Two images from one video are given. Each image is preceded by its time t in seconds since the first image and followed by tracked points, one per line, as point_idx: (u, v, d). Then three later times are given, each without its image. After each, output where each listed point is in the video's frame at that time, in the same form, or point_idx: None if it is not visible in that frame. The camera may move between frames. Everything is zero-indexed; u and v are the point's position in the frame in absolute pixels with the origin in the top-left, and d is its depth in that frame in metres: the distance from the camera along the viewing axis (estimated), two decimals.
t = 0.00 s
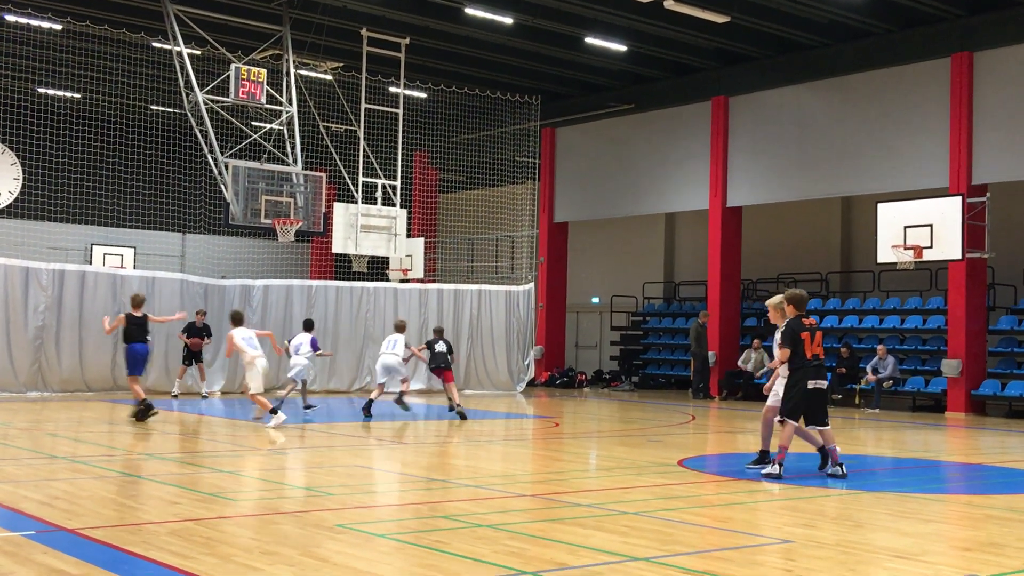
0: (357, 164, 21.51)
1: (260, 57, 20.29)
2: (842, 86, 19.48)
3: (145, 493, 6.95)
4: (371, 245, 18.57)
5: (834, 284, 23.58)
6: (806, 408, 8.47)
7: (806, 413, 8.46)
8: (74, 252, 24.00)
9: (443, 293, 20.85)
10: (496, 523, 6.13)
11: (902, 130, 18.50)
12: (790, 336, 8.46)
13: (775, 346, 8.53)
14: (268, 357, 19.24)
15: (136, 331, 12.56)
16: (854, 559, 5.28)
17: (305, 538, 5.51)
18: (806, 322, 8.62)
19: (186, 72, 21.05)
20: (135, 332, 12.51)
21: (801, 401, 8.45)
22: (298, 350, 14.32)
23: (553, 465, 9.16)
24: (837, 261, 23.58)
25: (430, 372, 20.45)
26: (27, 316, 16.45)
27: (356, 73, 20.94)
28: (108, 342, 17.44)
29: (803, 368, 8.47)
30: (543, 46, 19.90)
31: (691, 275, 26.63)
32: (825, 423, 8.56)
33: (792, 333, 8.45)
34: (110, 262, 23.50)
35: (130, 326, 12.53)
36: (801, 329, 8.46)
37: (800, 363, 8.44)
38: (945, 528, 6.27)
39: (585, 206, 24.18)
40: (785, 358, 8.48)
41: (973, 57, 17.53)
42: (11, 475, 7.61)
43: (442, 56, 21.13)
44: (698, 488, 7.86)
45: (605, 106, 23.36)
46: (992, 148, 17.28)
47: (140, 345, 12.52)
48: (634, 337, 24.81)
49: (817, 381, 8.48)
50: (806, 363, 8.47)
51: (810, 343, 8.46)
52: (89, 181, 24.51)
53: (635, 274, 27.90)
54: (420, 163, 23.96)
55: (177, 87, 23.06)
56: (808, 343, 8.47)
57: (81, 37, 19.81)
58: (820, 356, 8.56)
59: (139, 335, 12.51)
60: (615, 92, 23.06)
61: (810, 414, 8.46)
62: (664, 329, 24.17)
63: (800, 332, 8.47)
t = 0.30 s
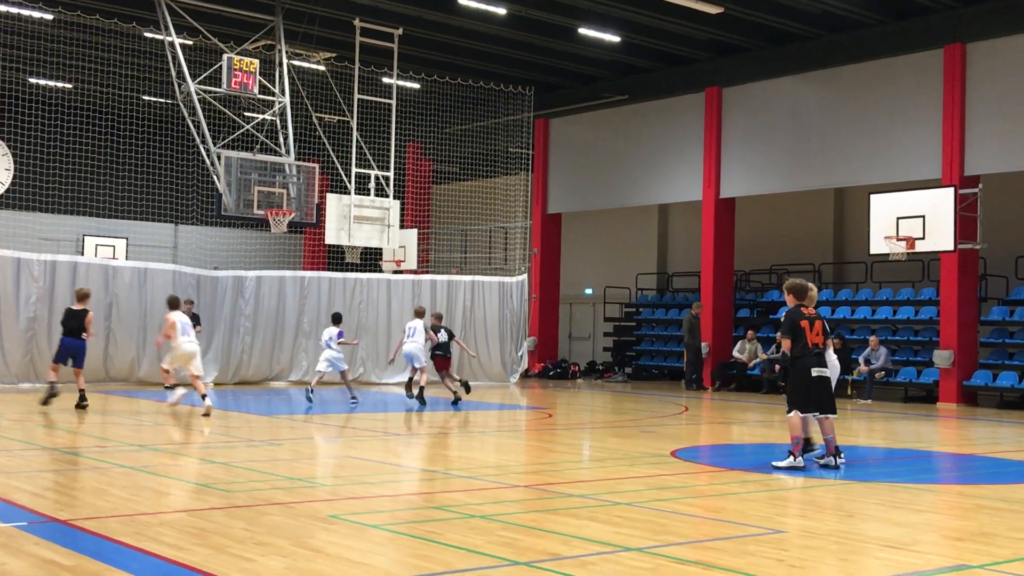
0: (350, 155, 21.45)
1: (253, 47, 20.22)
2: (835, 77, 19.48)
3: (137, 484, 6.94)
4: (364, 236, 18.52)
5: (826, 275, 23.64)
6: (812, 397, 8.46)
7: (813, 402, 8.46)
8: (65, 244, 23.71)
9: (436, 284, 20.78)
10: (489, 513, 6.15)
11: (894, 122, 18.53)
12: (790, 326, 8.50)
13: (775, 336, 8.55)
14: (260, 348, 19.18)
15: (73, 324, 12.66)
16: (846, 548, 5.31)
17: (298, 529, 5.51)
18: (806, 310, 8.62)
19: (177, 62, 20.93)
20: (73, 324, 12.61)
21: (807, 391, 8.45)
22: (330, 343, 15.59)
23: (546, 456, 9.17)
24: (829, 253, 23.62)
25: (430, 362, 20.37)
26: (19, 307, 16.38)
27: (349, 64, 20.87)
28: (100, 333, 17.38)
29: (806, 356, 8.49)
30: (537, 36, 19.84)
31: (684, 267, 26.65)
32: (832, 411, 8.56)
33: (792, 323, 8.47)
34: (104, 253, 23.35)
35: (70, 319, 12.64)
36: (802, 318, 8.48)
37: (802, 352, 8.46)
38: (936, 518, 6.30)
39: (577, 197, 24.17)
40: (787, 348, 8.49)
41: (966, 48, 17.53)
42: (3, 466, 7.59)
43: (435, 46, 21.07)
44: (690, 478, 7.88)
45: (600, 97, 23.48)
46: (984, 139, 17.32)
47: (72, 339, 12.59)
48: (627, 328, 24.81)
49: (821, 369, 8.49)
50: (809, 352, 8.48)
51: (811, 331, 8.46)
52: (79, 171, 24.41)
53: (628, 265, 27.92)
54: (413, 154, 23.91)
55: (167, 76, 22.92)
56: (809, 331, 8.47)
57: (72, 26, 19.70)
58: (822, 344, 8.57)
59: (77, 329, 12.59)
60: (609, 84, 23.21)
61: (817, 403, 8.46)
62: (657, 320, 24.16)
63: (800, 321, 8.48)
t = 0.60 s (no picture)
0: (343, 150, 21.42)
1: (245, 41, 20.17)
2: (828, 72, 19.49)
3: (129, 479, 6.93)
4: (357, 231, 18.50)
5: (818, 269, 23.71)
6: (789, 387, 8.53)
7: (791, 392, 8.53)
8: (58, 238, 24.02)
9: (429, 279, 20.80)
10: (483, 508, 6.15)
11: (887, 116, 18.55)
12: (768, 314, 8.54)
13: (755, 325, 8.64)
14: (253, 344, 19.15)
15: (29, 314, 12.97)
16: (839, 542, 5.32)
17: (291, 524, 5.51)
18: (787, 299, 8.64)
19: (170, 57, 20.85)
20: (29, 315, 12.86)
21: (785, 379, 8.52)
22: (338, 338, 15.93)
23: (539, 450, 9.18)
24: (821, 247, 23.67)
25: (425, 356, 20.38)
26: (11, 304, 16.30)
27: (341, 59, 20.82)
28: (92, 330, 17.32)
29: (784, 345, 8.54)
30: (529, 31, 19.82)
31: (677, 261, 26.70)
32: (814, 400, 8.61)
33: (770, 313, 8.51)
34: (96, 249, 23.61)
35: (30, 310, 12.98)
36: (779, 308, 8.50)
37: (780, 341, 8.53)
38: (928, 512, 6.33)
39: (571, 192, 24.17)
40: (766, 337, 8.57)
41: (958, 43, 17.57)
42: None
43: (429, 41, 21.04)
44: (683, 473, 7.90)
45: (596, 91, 23.24)
46: (977, 133, 17.35)
47: (26, 331, 12.88)
48: (620, 323, 24.86)
49: (801, 359, 8.52)
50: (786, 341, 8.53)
51: (788, 319, 8.50)
52: (72, 167, 24.33)
53: (621, 260, 27.95)
54: (406, 149, 23.90)
55: (160, 71, 22.72)
56: (786, 320, 8.52)
57: (64, 21, 19.60)
58: (803, 332, 8.58)
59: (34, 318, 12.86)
60: (601, 78, 23.10)
61: (794, 392, 8.53)
62: (650, 314, 24.19)
63: (778, 311, 8.51)
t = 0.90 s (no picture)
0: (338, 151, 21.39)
1: (240, 43, 20.16)
2: (822, 72, 19.52)
3: (124, 481, 6.91)
4: (353, 232, 18.49)
5: (814, 270, 23.74)
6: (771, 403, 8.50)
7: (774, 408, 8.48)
8: (53, 241, 23.41)
9: (425, 280, 20.83)
10: (479, 509, 6.15)
11: (882, 116, 18.59)
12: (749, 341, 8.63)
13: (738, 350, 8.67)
14: (249, 345, 19.10)
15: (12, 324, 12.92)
16: (835, 542, 5.33)
17: (287, 525, 5.50)
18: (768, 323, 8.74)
19: (165, 59, 20.80)
20: (10, 323, 12.96)
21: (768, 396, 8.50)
22: (337, 333, 15.95)
23: (535, 451, 9.18)
24: (817, 248, 23.70)
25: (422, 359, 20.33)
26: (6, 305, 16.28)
27: (337, 60, 20.81)
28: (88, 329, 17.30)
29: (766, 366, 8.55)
30: (524, 32, 19.82)
31: (673, 262, 26.71)
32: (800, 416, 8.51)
33: (751, 337, 8.62)
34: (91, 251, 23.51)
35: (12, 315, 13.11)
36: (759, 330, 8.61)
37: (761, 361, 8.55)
38: (923, 512, 6.34)
39: (566, 193, 24.17)
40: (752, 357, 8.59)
41: (952, 44, 17.59)
42: None
43: (425, 42, 21.04)
44: (678, 473, 7.91)
45: (588, 92, 23.40)
46: (971, 133, 17.39)
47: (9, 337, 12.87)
48: (616, 323, 24.86)
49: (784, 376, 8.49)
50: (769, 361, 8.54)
51: (771, 338, 8.57)
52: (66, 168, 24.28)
53: (617, 260, 27.93)
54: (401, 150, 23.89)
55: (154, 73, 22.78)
56: (770, 338, 8.57)
57: (59, 22, 19.56)
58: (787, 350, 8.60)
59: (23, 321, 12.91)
60: (596, 78, 23.14)
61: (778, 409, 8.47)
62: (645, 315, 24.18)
63: (759, 334, 8.62)
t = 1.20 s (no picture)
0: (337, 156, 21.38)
1: (239, 48, 20.18)
2: (821, 77, 19.55)
3: (122, 485, 6.90)
4: (352, 236, 18.47)
5: (813, 274, 23.75)
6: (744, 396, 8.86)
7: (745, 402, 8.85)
8: (51, 246, 23.48)
9: (424, 284, 20.83)
10: (478, 513, 6.14)
11: (880, 121, 18.61)
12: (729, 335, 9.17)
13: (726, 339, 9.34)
14: (248, 349, 19.09)
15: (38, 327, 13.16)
16: (834, 546, 5.32)
17: (286, 530, 5.49)
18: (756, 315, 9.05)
19: (165, 63, 20.80)
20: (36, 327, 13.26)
21: (735, 390, 8.90)
22: (338, 344, 15.90)
23: (535, 455, 9.17)
24: (816, 252, 23.70)
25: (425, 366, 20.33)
26: (5, 310, 16.29)
27: (336, 65, 20.82)
28: (86, 333, 17.28)
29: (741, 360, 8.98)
30: (523, 36, 19.83)
31: (672, 266, 26.70)
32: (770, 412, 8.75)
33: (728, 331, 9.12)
34: (91, 254, 23.25)
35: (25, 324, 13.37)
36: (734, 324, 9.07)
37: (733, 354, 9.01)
38: (923, 516, 6.33)
39: (566, 197, 24.18)
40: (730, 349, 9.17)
41: (951, 48, 17.62)
42: None
43: (425, 47, 21.06)
44: (678, 477, 7.90)
45: (588, 97, 23.47)
46: (970, 137, 17.40)
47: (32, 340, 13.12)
48: (615, 328, 24.82)
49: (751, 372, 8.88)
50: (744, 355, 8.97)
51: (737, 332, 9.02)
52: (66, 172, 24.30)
53: (617, 264, 27.92)
54: (400, 154, 23.90)
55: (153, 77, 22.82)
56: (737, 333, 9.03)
57: (58, 26, 19.57)
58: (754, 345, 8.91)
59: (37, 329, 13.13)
60: (595, 82, 23.17)
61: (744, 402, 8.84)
62: (645, 319, 24.16)
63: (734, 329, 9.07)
